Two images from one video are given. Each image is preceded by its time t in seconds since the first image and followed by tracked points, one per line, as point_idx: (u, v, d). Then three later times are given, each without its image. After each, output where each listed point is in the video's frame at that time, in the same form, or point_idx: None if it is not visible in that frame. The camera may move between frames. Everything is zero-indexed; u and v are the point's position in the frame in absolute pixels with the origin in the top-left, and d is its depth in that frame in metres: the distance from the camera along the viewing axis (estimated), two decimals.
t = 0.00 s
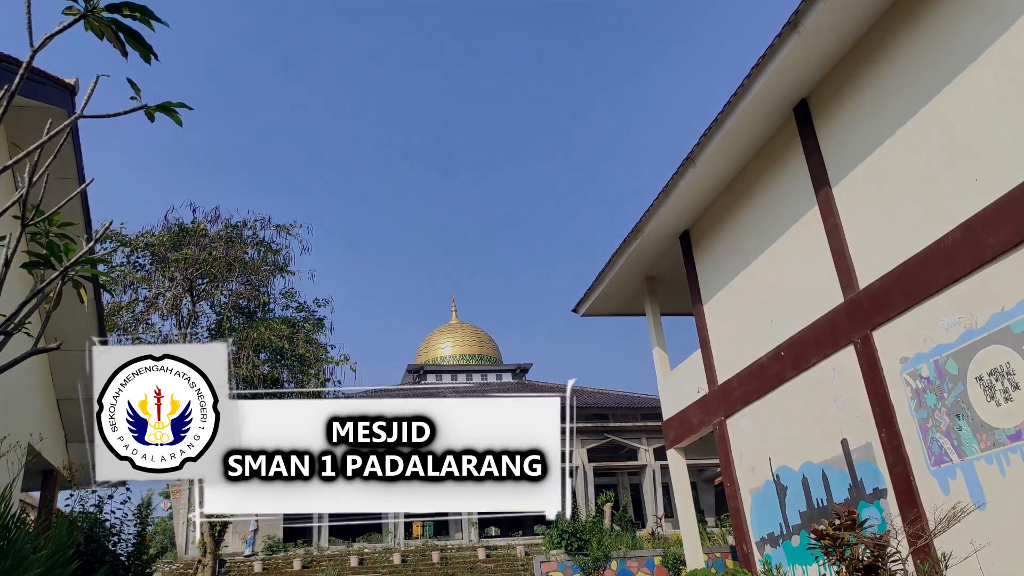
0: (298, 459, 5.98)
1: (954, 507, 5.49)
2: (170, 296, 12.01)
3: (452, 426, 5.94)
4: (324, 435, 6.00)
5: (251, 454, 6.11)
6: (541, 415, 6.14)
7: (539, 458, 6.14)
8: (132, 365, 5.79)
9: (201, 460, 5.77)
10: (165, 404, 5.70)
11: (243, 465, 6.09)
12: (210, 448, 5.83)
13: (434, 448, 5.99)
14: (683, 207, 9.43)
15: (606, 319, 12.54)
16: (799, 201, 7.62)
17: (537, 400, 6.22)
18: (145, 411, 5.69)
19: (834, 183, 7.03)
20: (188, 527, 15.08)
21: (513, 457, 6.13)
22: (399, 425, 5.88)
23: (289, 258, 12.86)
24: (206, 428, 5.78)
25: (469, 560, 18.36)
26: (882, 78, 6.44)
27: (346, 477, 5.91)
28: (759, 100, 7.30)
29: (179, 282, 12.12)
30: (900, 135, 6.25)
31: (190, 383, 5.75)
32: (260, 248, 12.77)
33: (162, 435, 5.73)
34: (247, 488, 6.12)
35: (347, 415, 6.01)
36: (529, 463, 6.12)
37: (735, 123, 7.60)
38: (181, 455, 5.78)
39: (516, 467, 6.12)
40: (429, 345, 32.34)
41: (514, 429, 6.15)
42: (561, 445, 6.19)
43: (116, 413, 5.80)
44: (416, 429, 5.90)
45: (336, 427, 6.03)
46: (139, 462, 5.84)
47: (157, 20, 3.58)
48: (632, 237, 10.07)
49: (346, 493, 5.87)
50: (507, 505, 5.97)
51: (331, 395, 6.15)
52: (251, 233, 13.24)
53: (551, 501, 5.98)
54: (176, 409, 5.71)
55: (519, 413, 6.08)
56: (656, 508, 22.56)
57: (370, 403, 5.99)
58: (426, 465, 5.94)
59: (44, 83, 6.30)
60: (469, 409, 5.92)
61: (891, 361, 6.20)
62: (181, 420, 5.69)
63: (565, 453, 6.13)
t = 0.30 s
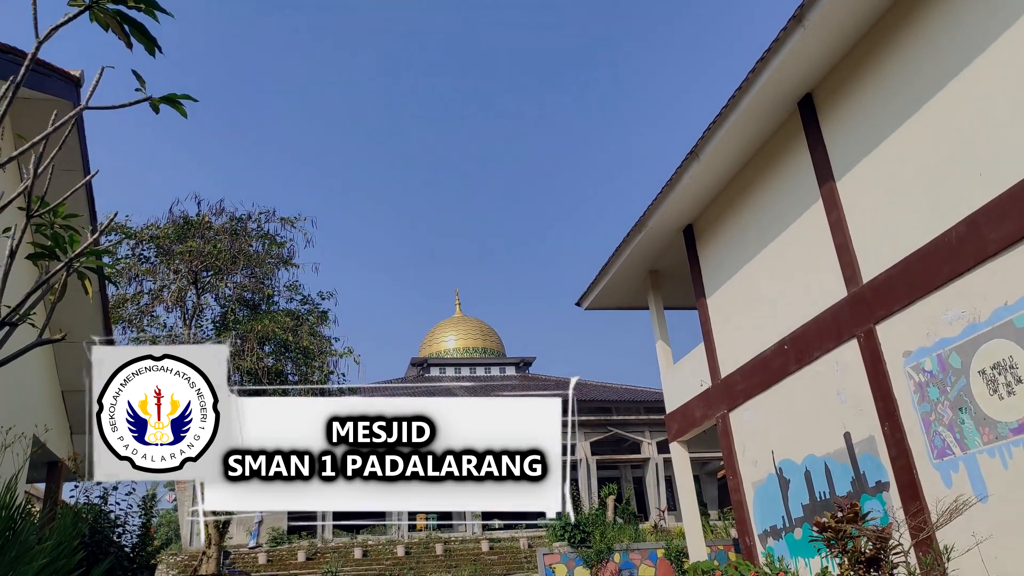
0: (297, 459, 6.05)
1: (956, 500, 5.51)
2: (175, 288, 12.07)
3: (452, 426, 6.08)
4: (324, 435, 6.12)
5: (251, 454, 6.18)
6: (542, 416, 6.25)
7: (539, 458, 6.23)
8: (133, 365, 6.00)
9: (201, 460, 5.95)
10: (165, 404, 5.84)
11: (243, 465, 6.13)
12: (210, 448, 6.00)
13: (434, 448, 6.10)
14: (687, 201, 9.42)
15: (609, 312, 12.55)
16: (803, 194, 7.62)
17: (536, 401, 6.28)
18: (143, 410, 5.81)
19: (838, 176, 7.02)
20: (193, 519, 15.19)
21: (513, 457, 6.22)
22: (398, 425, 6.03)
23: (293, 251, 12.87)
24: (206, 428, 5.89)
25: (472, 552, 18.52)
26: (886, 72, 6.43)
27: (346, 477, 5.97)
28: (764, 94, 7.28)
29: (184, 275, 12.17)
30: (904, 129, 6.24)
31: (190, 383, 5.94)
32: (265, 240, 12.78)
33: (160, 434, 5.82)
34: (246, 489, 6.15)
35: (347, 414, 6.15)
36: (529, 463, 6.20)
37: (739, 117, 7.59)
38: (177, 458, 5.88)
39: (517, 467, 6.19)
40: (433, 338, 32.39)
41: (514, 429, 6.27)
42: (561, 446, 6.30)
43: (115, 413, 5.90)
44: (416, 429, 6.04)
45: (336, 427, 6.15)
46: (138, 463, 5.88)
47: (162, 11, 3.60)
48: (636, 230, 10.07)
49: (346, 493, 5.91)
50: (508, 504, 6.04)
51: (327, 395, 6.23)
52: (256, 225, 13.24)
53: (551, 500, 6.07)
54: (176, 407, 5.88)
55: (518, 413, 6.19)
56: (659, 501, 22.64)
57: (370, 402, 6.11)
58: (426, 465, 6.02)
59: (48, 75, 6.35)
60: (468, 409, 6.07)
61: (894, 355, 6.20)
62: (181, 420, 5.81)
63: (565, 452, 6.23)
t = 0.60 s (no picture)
0: (297, 459, 6.69)
1: (961, 496, 5.52)
2: (184, 282, 12.15)
3: (451, 427, 6.59)
4: (324, 436, 6.74)
5: (251, 454, 6.90)
6: (539, 417, 6.86)
7: (539, 458, 6.83)
8: (133, 366, 6.19)
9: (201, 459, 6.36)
10: (165, 404, 6.00)
11: (243, 465, 6.91)
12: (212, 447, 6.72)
13: (434, 448, 6.61)
14: (694, 196, 9.42)
15: (616, 307, 12.57)
16: (810, 190, 7.61)
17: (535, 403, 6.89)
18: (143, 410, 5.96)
19: (845, 172, 7.00)
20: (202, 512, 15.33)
21: (513, 457, 6.80)
22: (399, 425, 6.56)
23: (301, 245, 12.92)
24: (206, 428, 6.21)
25: (479, 546, 18.61)
26: (895, 67, 6.40)
27: (346, 477, 6.54)
28: (771, 89, 7.26)
29: (192, 269, 12.26)
30: (912, 124, 6.22)
31: (190, 383, 6.21)
32: (273, 235, 12.84)
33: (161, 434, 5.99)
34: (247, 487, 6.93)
35: (347, 415, 6.77)
36: (529, 463, 6.79)
37: (747, 112, 7.58)
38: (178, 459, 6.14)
39: (517, 467, 6.78)
40: (440, 333, 32.46)
41: (513, 430, 6.84)
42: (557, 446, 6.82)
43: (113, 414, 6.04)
44: (416, 429, 6.56)
45: (336, 427, 6.78)
46: (138, 462, 6.09)
47: (170, 7, 3.61)
48: (644, 225, 10.07)
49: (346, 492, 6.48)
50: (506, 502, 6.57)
51: (330, 398, 6.87)
52: (264, 220, 13.30)
53: (549, 496, 6.67)
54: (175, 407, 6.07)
55: (516, 414, 6.81)
56: (666, 496, 22.71)
57: (370, 405, 6.70)
58: (426, 465, 6.53)
59: (57, 69, 6.39)
60: (467, 410, 6.58)
61: (900, 350, 6.20)
62: (181, 420, 6.01)
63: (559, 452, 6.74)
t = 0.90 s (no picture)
0: (297, 459, 6.72)
1: (968, 494, 5.53)
2: (193, 279, 12.27)
3: (450, 427, 6.62)
4: (324, 436, 6.78)
5: (251, 454, 6.95)
6: (539, 418, 6.79)
7: (538, 458, 6.76)
8: (133, 366, 6.26)
9: (200, 461, 6.26)
10: (165, 404, 6.12)
11: (243, 465, 6.91)
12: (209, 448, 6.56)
13: (434, 448, 6.65)
14: (703, 194, 9.44)
15: (625, 305, 12.61)
16: (819, 188, 7.62)
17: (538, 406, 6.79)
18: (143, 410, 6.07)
19: (854, 170, 7.01)
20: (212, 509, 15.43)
21: (514, 457, 6.75)
22: (398, 425, 6.59)
23: (311, 242, 13.00)
24: (206, 428, 6.30)
25: (488, 543, 18.69)
26: (905, 65, 6.40)
27: (346, 477, 6.59)
28: (780, 88, 7.28)
29: (202, 266, 12.39)
30: (921, 122, 6.22)
31: (190, 383, 6.26)
32: (283, 232, 12.94)
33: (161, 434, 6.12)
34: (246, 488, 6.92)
35: (347, 415, 6.82)
36: (529, 463, 6.73)
37: (755, 111, 7.60)
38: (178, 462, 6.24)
39: (516, 467, 6.72)
40: (449, 330, 32.53)
41: (515, 430, 6.79)
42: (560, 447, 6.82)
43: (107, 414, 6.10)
44: (416, 429, 6.60)
45: (336, 427, 6.82)
46: (138, 462, 6.18)
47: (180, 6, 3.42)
48: (653, 222, 10.10)
49: (345, 492, 6.52)
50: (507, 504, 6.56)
51: (330, 398, 6.99)
52: (274, 216, 13.40)
53: (549, 497, 6.59)
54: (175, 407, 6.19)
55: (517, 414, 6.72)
56: (674, 494, 22.73)
57: (370, 404, 6.72)
58: (426, 465, 6.56)
59: (67, 65, 6.49)
60: (466, 410, 6.58)
61: (908, 348, 6.21)
62: (181, 420, 6.14)
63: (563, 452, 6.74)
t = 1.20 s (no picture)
0: (297, 459, 6.30)
1: (979, 496, 5.52)
2: (203, 278, 12.38)
3: (452, 427, 6.23)
4: (324, 435, 6.34)
5: (251, 454, 6.42)
6: (538, 417, 6.39)
7: (539, 458, 6.40)
8: (133, 366, 6.26)
9: (200, 461, 6.20)
10: (165, 404, 6.08)
11: (243, 465, 6.36)
12: (211, 449, 6.22)
13: (434, 448, 6.29)
14: (713, 194, 9.43)
15: (634, 305, 12.62)
16: (829, 188, 7.61)
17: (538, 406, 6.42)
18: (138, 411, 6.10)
19: (865, 170, 6.99)
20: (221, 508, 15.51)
21: (513, 457, 6.35)
22: (398, 425, 6.23)
23: (320, 242, 13.07)
24: (206, 428, 6.14)
25: (497, 542, 18.74)
26: (916, 64, 6.38)
27: (346, 477, 6.20)
28: (791, 87, 7.27)
29: (213, 265, 12.48)
30: (933, 121, 6.20)
31: (190, 383, 6.21)
32: (292, 231, 13.01)
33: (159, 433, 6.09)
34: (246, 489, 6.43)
35: (346, 415, 6.39)
36: (529, 463, 6.36)
37: (765, 110, 7.59)
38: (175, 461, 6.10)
39: (516, 467, 6.32)
40: (459, 329, 32.60)
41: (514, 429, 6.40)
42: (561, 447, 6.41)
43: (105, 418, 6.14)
44: (416, 429, 6.23)
45: (336, 427, 6.39)
46: (138, 462, 6.08)
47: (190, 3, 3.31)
48: (662, 222, 10.10)
49: (346, 493, 6.14)
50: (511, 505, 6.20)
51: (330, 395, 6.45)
52: (284, 216, 13.48)
53: (549, 499, 6.20)
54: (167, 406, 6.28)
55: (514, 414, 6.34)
56: (684, 494, 22.72)
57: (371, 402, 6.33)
58: (426, 465, 6.19)
59: (77, 64, 6.58)
60: (469, 410, 6.20)
61: (919, 349, 6.20)
62: (181, 420, 6.04)
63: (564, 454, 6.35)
